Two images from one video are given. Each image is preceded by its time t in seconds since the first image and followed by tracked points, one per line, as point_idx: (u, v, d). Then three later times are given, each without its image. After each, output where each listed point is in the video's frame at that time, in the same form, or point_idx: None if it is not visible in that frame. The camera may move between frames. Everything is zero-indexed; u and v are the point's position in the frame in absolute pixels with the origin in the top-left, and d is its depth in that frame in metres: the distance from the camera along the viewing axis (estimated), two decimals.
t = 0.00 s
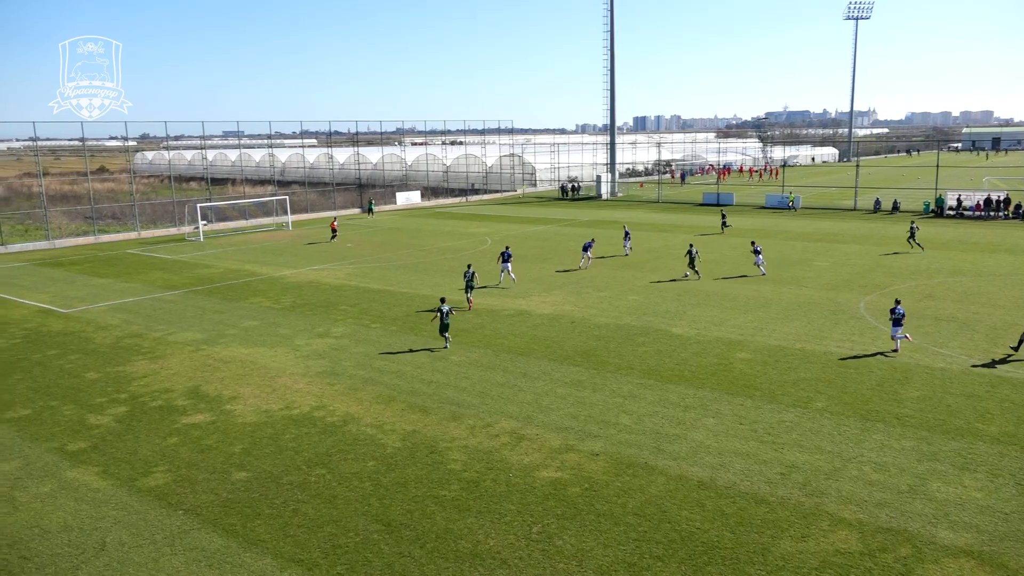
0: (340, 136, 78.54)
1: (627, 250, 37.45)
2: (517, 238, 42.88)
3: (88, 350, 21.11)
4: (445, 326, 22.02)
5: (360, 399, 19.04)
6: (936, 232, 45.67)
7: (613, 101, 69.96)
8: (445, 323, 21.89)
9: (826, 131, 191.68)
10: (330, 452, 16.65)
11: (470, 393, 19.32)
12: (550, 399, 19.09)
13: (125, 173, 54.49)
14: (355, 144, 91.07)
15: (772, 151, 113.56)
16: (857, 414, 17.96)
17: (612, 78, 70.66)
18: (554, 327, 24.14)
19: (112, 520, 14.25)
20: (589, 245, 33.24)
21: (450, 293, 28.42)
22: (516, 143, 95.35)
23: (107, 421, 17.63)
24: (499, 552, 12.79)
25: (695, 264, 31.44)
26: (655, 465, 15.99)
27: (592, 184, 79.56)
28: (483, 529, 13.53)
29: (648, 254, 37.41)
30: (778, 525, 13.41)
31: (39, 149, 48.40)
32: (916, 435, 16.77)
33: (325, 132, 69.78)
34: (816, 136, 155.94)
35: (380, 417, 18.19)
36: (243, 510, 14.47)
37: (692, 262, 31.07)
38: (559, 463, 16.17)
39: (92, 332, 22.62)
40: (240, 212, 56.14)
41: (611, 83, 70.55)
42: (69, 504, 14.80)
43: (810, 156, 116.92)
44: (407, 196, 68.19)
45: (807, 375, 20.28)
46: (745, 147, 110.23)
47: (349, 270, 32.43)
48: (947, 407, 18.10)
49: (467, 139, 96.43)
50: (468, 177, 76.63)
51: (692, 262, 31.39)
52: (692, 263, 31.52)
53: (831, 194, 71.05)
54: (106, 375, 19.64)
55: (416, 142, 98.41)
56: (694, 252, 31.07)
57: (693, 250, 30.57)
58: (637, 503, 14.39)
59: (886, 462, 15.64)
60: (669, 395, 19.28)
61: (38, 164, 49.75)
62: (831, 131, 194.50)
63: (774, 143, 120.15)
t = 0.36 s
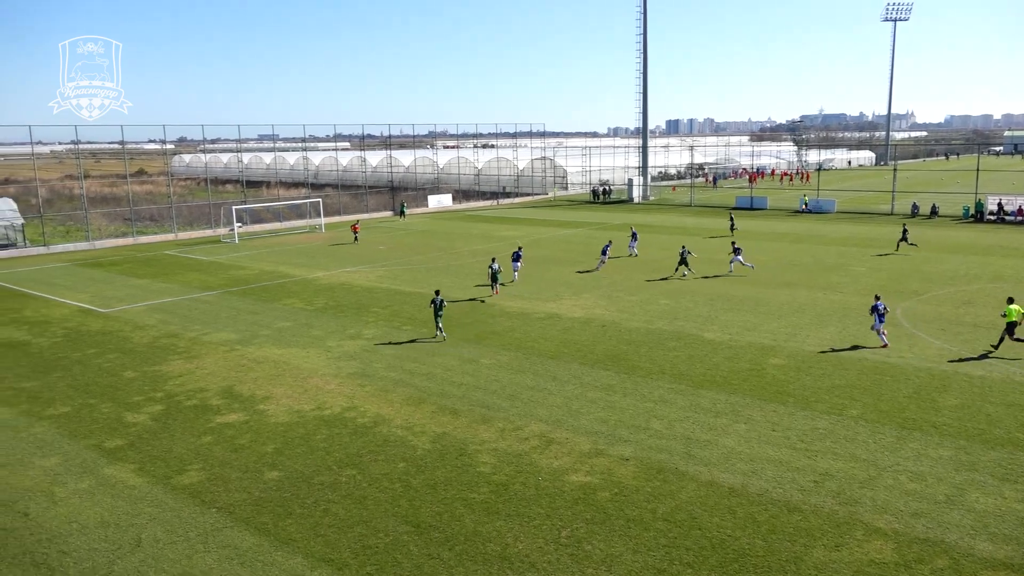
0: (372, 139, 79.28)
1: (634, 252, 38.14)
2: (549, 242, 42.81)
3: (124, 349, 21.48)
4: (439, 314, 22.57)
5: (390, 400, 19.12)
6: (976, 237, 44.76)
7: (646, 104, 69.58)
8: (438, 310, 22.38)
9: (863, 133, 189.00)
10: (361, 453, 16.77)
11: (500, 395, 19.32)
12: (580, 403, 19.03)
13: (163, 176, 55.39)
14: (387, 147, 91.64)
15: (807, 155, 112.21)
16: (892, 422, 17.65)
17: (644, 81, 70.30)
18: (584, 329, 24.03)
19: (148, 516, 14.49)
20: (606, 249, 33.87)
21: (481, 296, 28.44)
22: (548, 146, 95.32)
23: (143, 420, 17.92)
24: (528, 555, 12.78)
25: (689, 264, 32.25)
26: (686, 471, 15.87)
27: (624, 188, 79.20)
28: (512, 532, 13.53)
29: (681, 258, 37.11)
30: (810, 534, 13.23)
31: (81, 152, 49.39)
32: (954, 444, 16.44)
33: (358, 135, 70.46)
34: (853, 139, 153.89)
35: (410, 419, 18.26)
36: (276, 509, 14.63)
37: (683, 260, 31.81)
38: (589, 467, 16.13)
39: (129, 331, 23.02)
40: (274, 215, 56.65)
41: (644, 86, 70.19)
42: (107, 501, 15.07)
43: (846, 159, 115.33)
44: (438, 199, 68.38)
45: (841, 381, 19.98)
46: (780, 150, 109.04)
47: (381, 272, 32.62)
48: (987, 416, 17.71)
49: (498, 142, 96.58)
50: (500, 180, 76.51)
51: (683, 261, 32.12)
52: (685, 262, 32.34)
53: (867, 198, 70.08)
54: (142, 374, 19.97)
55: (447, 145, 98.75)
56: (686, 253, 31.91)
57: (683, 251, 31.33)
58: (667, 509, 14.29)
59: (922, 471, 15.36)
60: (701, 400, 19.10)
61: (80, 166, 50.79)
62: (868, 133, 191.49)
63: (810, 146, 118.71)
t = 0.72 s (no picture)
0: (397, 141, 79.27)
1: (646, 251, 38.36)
2: (576, 245, 42.26)
3: (147, 352, 21.38)
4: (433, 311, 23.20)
5: (413, 405, 18.76)
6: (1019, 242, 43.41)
7: (676, 106, 68.75)
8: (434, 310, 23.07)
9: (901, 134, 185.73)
10: (383, 459, 16.47)
11: (525, 401, 18.89)
12: (607, 410, 18.54)
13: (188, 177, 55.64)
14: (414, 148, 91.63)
15: (843, 156, 110.24)
16: (932, 434, 16.97)
17: (675, 83, 69.48)
18: (612, 334, 23.49)
19: (169, 521, 14.30)
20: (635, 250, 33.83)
21: (507, 300, 28.02)
22: (576, 148, 94.69)
23: (165, 423, 17.77)
24: (552, 566, 12.36)
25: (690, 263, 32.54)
26: (716, 481, 15.35)
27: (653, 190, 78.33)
28: (536, 542, 13.14)
29: (711, 262, 36.39)
30: (846, 549, 12.66)
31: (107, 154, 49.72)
32: (997, 457, 15.74)
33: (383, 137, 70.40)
34: (891, 140, 151.04)
35: (433, 425, 17.92)
36: (297, 515, 14.36)
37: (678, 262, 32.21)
38: (616, 476, 15.68)
39: (153, 334, 22.97)
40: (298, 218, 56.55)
41: (675, 88, 69.38)
42: (128, 505, 14.91)
43: (884, 160, 113.14)
44: (463, 201, 68.45)
45: (878, 391, 19.26)
46: (815, 152, 107.27)
47: (406, 275, 32.34)
48: None
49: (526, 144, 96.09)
50: (527, 183, 76.09)
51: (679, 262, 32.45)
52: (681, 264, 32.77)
53: (907, 201, 68.70)
54: (165, 377, 19.85)
55: (474, 146, 98.53)
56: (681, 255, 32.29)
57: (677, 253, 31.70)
58: (696, 520, 13.80)
59: (964, 485, 14.69)
60: (732, 409, 18.54)
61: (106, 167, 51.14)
62: (905, 135, 187.99)
63: (844, 148, 116.66)
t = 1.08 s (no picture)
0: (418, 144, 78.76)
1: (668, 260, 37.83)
2: (602, 252, 41.45)
3: (163, 359, 21.02)
4: (428, 310, 23.30)
5: (434, 416, 18.09)
6: None
7: (707, 108, 67.47)
8: (429, 308, 23.21)
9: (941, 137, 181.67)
10: (402, 471, 15.90)
11: (549, 412, 18.19)
12: (633, 423, 17.80)
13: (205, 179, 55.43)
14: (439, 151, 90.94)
15: (882, 159, 107.75)
16: (977, 451, 16.05)
17: (706, 85, 68.32)
18: (639, 343, 22.68)
19: (182, 532, 13.83)
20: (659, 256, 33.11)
21: (530, 307, 27.28)
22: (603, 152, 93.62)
23: (180, 431, 17.34)
24: None
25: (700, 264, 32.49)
26: (748, 498, 14.59)
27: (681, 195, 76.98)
28: (559, 560, 12.47)
29: (741, 269, 35.38)
30: (888, 572, 11.84)
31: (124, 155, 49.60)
32: None
33: (404, 139, 69.88)
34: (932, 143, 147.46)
35: (453, 436, 17.29)
36: (312, 528, 13.83)
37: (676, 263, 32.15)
38: (643, 491, 14.98)
39: (169, 341, 22.59)
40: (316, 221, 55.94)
41: (705, 90, 68.19)
42: (140, 515, 14.48)
43: (925, 164, 110.43)
44: (486, 205, 68.00)
45: (920, 406, 18.34)
46: (852, 155, 105.02)
47: (427, 282, 31.71)
48: None
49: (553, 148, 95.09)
50: (551, 185, 75.82)
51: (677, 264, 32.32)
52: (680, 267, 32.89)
53: (952, 207, 67.19)
54: (180, 384, 19.43)
55: (499, 149, 97.72)
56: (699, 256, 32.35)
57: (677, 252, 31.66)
58: (727, 539, 13.05)
59: (1013, 506, 13.78)
60: (765, 423, 17.72)
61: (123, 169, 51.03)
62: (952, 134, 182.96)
63: (878, 151, 114.23)
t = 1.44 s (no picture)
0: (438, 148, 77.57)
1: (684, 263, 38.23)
2: (628, 258, 40.45)
3: (175, 367, 20.49)
4: (428, 305, 23.61)
5: (454, 428, 17.32)
6: None
7: (740, 108, 65.57)
8: (428, 303, 23.53)
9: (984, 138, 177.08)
10: (420, 486, 15.18)
11: (574, 425, 17.36)
12: (662, 437, 16.93)
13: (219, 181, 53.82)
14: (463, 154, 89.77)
15: (926, 161, 104.69)
16: None
17: (740, 85, 66.29)
18: (668, 352, 21.73)
19: (193, 546, 13.22)
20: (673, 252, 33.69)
21: (555, 315, 26.38)
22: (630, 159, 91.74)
23: (192, 442, 16.77)
24: None
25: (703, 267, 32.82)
26: (784, 518, 13.72)
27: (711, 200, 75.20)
28: None
29: (774, 277, 34.17)
30: None
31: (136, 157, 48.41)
32: None
33: (425, 141, 68.87)
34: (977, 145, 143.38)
35: (474, 450, 16.54)
36: (327, 543, 13.16)
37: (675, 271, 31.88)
38: (672, 510, 14.14)
39: (181, 348, 22.07)
40: (332, 225, 54.13)
41: (740, 90, 66.11)
42: (150, 528, 13.89)
43: (971, 166, 107.16)
44: (509, 209, 67.25)
45: (967, 422, 17.29)
46: (894, 157, 102.25)
47: (448, 289, 30.92)
48: None
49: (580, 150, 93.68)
50: (577, 189, 74.59)
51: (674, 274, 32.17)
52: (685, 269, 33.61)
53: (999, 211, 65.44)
54: (192, 393, 18.87)
55: (524, 151, 96.50)
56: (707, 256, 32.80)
57: (672, 261, 31.42)
58: (762, 561, 12.21)
59: None
60: (801, 438, 16.78)
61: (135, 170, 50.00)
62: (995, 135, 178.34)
63: (916, 151, 111.35)
